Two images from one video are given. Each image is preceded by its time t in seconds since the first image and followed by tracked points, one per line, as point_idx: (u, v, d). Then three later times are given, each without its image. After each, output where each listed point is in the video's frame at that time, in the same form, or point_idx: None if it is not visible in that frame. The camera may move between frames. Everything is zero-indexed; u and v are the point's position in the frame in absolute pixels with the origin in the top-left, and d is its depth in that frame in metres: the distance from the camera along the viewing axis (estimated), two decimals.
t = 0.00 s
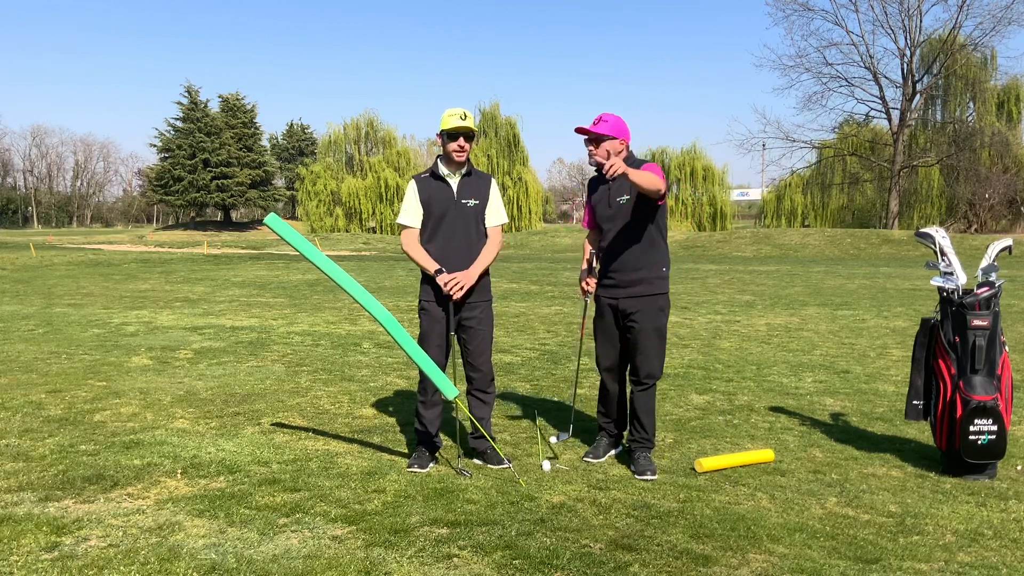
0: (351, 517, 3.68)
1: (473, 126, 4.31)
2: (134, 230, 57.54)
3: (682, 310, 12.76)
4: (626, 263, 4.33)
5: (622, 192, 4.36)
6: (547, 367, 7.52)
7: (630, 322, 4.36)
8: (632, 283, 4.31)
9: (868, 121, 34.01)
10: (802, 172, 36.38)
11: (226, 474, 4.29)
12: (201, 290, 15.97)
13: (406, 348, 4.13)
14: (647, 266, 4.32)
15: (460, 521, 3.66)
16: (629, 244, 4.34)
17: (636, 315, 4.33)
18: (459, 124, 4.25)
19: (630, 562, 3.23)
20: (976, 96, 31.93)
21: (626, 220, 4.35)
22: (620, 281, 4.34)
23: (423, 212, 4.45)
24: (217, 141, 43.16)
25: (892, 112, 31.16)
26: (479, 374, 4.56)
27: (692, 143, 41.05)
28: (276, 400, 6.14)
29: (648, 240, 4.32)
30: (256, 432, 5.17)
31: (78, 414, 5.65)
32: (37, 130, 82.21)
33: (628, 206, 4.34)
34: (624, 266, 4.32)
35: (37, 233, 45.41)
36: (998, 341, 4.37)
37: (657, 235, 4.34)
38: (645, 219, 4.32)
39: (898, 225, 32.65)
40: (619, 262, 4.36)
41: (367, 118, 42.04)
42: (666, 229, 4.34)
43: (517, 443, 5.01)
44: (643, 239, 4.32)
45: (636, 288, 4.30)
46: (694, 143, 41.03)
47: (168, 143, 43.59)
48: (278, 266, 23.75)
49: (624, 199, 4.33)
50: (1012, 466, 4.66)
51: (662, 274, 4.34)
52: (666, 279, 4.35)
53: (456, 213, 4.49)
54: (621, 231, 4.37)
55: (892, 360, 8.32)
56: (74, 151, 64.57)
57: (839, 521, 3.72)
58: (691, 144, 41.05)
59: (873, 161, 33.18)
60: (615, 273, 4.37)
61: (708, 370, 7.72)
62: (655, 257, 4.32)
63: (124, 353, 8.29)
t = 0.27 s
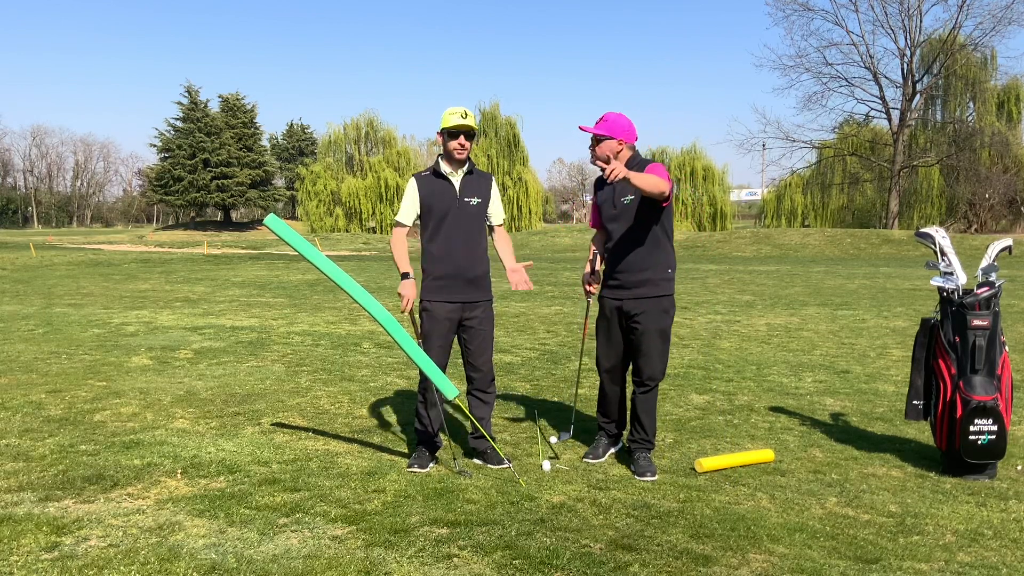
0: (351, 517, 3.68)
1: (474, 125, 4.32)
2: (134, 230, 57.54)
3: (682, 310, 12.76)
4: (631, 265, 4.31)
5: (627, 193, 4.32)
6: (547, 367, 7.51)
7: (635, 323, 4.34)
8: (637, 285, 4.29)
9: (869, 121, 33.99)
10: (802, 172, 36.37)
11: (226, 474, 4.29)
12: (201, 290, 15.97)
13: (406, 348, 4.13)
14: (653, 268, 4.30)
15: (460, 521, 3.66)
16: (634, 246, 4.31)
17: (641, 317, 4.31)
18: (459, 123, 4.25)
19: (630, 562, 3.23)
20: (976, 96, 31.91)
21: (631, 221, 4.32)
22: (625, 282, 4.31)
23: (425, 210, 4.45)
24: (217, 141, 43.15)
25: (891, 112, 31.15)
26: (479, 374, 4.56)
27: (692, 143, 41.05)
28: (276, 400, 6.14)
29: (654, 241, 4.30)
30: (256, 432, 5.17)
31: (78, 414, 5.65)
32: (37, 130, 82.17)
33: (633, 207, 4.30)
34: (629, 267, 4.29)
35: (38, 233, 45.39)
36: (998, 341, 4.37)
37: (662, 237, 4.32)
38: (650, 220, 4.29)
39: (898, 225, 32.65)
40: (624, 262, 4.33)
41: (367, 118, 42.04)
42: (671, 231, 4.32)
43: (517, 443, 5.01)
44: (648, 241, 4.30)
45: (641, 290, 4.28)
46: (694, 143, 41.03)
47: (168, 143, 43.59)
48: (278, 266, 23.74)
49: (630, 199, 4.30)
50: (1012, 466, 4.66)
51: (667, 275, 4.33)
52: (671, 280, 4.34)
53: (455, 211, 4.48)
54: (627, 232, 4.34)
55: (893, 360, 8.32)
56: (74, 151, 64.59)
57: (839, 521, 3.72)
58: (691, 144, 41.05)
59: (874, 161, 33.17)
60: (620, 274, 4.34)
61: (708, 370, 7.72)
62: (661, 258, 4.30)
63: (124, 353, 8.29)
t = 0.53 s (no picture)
0: (351, 517, 3.68)
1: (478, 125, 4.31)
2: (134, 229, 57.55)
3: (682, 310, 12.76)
4: (635, 266, 4.29)
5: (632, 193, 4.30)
6: (547, 367, 7.52)
7: (638, 324, 4.33)
8: (641, 285, 4.28)
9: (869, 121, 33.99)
10: (802, 172, 36.36)
11: (226, 474, 4.29)
12: (201, 290, 15.97)
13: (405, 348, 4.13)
14: (656, 269, 4.29)
15: (460, 521, 3.66)
16: (639, 246, 4.30)
17: (645, 317, 4.30)
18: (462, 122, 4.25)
19: (630, 563, 3.23)
20: (976, 96, 31.90)
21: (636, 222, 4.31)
22: (629, 283, 4.30)
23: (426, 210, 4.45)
24: (217, 141, 43.15)
25: (892, 112, 31.14)
26: (479, 374, 4.56)
27: (692, 143, 41.06)
28: (276, 400, 6.14)
29: (658, 242, 4.29)
30: (256, 433, 5.17)
31: (78, 414, 5.65)
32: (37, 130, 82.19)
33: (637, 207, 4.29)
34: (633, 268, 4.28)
35: (38, 233, 45.38)
36: (998, 341, 4.37)
37: (666, 238, 4.30)
38: (654, 221, 4.28)
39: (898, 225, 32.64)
40: (628, 263, 4.33)
41: (367, 118, 42.04)
42: (675, 231, 4.30)
43: (517, 443, 5.01)
44: (653, 242, 4.29)
45: (646, 290, 4.27)
46: (694, 143, 41.04)
47: (168, 143, 43.60)
48: (278, 266, 23.74)
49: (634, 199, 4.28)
50: (1012, 466, 4.66)
51: (672, 276, 4.31)
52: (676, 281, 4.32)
53: (456, 211, 4.47)
54: (631, 232, 4.33)
55: (893, 360, 8.32)
56: (74, 151, 64.62)
57: (839, 521, 3.72)
58: (691, 144, 41.06)
59: (874, 161, 33.15)
60: (625, 274, 4.33)
61: (708, 370, 7.72)
62: (665, 260, 4.29)
63: (124, 353, 8.29)
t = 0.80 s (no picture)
0: (351, 517, 3.68)
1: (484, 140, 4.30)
2: (134, 229, 57.54)
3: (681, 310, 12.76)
4: (639, 268, 4.28)
5: (636, 195, 4.27)
6: (547, 367, 7.52)
7: (642, 325, 4.33)
8: (645, 287, 4.28)
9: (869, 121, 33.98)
10: (802, 172, 36.35)
11: (226, 474, 4.29)
12: (201, 290, 15.97)
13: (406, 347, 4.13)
14: (660, 271, 4.29)
15: (460, 521, 3.66)
16: (643, 248, 4.29)
17: (648, 318, 4.30)
18: (468, 137, 4.24)
19: (630, 563, 3.23)
20: (976, 96, 31.89)
21: (640, 224, 4.29)
22: (633, 285, 4.29)
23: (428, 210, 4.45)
24: (216, 141, 43.14)
25: (892, 112, 31.13)
26: (479, 373, 4.56)
27: (692, 143, 41.05)
28: (276, 400, 6.15)
29: (662, 244, 4.29)
30: (256, 433, 5.17)
31: (78, 414, 5.65)
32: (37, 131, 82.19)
33: (642, 209, 4.27)
34: (637, 270, 4.27)
35: (37, 233, 45.37)
36: (998, 341, 4.37)
37: (670, 240, 4.31)
38: (658, 223, 4.27)
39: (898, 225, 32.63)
40: (632, 265, 4.31)
41: (367, 118, 42.04)
42: (679, 233, 4.30)
43: (517, 443, 5.02)
44: (657, 244, 4.29)
45: (650, 293, 4.27)
46: (693, 143, 41.04)
47: (168, 143, 43.60)
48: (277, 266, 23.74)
49: (639, 202, 4.26)
50: (1012, 466, 4.66)
51: (675, 278, 4.33)
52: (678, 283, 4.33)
53: (458, 213, 4.47)
54: (635, 234, 4.31)
55: (893, 360, 8.32)
56: (74, 151, 64.62)
57: (839, 521, 3.72)
58: (691, 144, 41.05)
59: (874, 161, 33.14)
60: (629, 276, 4.31)
61: (708, 370, 7.72)
62: (669, 262, 4.30)
63: (124, 353, 8.29)
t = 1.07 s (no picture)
0: (351, 517, 3.68)
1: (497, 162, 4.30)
2: (134, 229, 57.53)
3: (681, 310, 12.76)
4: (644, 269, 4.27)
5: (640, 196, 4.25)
6: (547, 367, 7.52)
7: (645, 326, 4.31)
8: (649, 288, 4.27)
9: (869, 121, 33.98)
10: (802, 172, 36.35)
11: (226, 474, 4.29)
12: (201, 290, 15.97)
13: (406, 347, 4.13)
14: (665, 271, 4.29)
15: (460, 521, 3.66)
16: (647, 250, 4.28)
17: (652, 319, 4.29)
18: (483, 161, 4.24)
19: (630, 563, 3.23)
20: (976, 96, 31.90)
21: (643, 225, 4.28)
22: (638, 286, 4.27)
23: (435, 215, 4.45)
24: (217, 141, 43.15)
25: (891, 112, 31.13)
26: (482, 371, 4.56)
27: (692, 143, 41.06)
28: (276, 400, 6.15)
29: (666, 245, 4.29)
30: (256, 432, 5.17)
31: (78, 414, 5.65)
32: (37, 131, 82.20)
33: (646, 211, 4.25)
34: (642, 271, 4.26)
35: (38, 233, 45.36)
36: (998, 341, 4.37)
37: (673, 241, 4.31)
38: (662, 224, 4.26)
39: (898, 225, 32.63)
40: (636, 266, 4.29)
41: (367, 118, 42.05)
42: (681, 234, 4.32)
43: (517, 443, 5.02)
44: (661, 245, 4.28)
45: (654, 294, 4.26)
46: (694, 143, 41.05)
47: (168, 143, 43.63)
48: (277, 265, 23.74)
49: (643, 203, 4.24)
50: (1012, 466, 4.66)
51: (678, 279, 4.33)
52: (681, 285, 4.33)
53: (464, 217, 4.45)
54: (638, 235, 4.29)
55: (892, 360, 8.32)
56: (74, 151, 64.70)
57: (839, 521, 3.72)
58: (691, 144, 41.06)
59: (874, 161, 33.14)
60: (632, 278, 4.29)
61: (708, 370, 7.72)
62: (673, 263, 4.30)
63: (124, 353, 8.29)
